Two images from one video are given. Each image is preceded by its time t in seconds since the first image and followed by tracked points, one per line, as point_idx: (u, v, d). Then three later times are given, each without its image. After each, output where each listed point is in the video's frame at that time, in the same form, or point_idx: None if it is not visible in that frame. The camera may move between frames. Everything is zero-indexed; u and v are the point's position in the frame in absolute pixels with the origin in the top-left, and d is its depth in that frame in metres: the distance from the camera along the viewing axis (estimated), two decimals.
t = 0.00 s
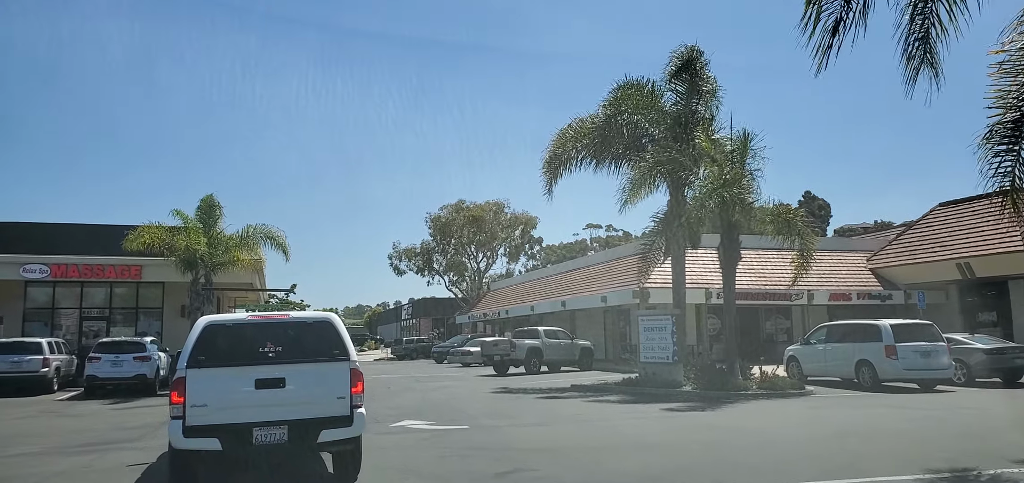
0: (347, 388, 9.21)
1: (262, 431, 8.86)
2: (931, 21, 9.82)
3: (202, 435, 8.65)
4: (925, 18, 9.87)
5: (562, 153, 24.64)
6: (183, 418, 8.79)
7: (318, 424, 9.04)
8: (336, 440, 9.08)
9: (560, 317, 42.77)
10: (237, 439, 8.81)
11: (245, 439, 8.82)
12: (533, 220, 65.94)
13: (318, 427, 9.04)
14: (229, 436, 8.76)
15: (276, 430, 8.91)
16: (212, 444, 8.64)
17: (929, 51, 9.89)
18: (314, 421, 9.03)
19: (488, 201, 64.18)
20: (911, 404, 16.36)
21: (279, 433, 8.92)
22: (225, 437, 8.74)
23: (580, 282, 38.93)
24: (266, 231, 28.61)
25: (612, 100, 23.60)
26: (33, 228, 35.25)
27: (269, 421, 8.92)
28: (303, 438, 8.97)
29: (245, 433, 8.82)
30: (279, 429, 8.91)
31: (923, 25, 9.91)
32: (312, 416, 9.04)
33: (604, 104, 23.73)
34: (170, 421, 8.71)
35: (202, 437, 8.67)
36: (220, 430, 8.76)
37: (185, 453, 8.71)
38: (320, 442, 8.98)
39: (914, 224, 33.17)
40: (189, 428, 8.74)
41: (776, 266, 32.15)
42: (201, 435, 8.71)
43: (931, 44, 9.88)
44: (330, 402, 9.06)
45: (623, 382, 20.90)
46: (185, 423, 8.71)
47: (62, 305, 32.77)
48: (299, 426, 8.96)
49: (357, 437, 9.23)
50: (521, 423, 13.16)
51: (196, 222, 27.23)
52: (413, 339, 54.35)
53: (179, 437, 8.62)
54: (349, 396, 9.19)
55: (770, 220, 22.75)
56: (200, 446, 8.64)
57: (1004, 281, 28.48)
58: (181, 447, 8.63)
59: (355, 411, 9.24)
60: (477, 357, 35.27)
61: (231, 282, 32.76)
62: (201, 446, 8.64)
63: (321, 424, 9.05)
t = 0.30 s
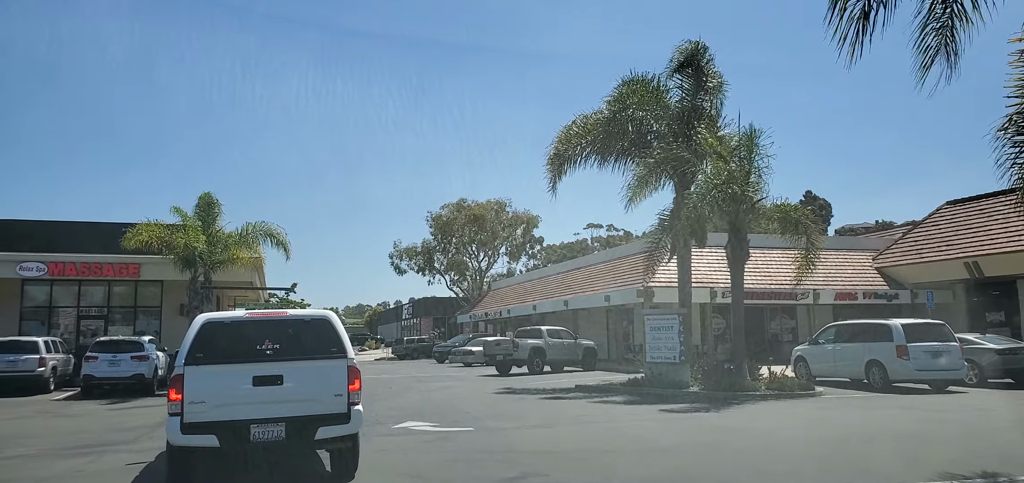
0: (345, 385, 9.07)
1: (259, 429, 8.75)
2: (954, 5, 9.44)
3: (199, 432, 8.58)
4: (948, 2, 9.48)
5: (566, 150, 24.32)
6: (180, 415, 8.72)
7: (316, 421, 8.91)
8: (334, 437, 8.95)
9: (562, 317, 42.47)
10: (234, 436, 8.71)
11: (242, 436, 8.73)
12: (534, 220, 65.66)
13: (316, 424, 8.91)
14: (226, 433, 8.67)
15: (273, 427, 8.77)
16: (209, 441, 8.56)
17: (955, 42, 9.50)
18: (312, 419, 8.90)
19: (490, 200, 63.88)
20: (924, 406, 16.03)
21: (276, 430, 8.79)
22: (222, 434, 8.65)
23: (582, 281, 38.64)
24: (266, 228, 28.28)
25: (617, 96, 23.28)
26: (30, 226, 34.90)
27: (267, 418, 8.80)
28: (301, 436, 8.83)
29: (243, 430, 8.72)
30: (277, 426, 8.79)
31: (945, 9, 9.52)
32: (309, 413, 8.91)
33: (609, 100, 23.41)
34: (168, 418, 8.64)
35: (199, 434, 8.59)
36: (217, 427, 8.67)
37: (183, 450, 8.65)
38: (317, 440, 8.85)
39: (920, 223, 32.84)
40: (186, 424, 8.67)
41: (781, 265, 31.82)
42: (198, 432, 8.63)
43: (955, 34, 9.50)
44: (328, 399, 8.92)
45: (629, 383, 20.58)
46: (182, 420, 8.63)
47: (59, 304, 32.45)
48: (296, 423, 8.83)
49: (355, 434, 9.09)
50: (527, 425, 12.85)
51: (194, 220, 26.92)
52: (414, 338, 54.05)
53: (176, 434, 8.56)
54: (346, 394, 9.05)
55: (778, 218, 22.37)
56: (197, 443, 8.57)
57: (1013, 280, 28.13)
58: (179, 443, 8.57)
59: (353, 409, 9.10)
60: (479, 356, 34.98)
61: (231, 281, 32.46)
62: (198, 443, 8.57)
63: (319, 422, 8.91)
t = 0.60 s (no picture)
0: (343, 383, 8.86)
1: (257, 426, 8.55)
2: None
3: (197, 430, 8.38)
4: None
5: (570, 146, 24.04)
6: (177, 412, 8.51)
7: (314, 419, 8.71)
8: (332, 435, 8.76)
9: (565, 316, 42.15)
10: (232, 434, 8.51)
11: (241, 434, 8.53)
12: (536, 219, 65.34)
13: (313, 422, 8.71)
14: (224, 431, 8.47)
15: (271, 425, 8.57)
16: (207, 439, 8.38)
17: (981, 31, 9.13)
18: (310, 416, 8.70)
19: (491, 199, 63.56)
20: (937, 407, 15.70)
21: (274, 428, 8.60)
22: (220, 432, 8.45)
23: (585, 280, 38.33)
24: (266, 226, 27.97)
25: (622, 92, 22.95)
26: (27, 224, 34.59)
27: (265, 415, 8.60)
28: (299, 434, 8.64)
29: (240, 427, 8.52)
30: (275, 424, 8.59)
31: None
32: (307, 411, 8.71)
33: (613, 96, 23.10)
34: (165, 415, 8.44)
35: (197, 432, 8.40)
36: (215, 424, 8.47)
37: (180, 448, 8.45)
38: (316, 438, 8.66)
39: (927, 222, 32.51)
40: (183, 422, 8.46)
41: (786, 264, 31.52)
42: (195, 429, 8.43)
43: (982, 22, 9.11)
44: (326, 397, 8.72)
45: (635, 383, 20.27)
46: (179, 418, 8.43)
47: (57, 303, 32.12)
48: (294, 421, 8.64)
49: (353, 431, 8.91)
50: (533, 426, 12.55)
51: (193, 218, 26.63)
52: (415, 338, 53.74)
53: (174, 432, 8.36)
54: (344, 392, 8.84)
55: (785, 215, 22.05)
56: (194, 441, 8.38)
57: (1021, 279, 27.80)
58: (176, 441, 8.38)
59: (351, 406, 8.91)
60: (481, 356, 34.67)
61: (231, 279, 32.16)
62: (196, 441, 8.38)
63: (317, 420, 8.71)
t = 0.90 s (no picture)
0: (341, 382, 8.55)
1: (255, 425, 8.24)
2: None
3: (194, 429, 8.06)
4: None
5: (574, 144, 23.73)
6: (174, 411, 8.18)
7: (312, 418, 8.41)
8: (331, 434, 8.47)
9: (567, 316, 41.84)
10: (229, 433, 8.20)
11: (238, 433, 8.22)
12: (537, 219, 65.00)
13: (311, 421, 8.41)
14: (222, 430, 8.16)
15: (268, 424, 8.28)
16: (204, 438, 8.06)
17: (1006, 21, 8.82)
18: (308, 415, 8.40)
19: (493, 199, 63.24)
20: (951, 410, 15.37)
21: (272, 427, 8.30)
22: (217, 430, 8.14)
23: (588, 280, 38.01)
24: (265, 225, 27.66)
25: (626, 90, 22.66)
26: (25, 223, 34.29)
27: (263, 414, 8.29)
28: (297, 433, 8.33)
29: (237, 426, 8.21)
30: (273, 423, 8.29)
31: None
32: (306, 410, 8.40)
33: (618, 94, 22.80)
34: (161, 413, 8.11)
35: (193, 431, 8.08)
36: (212, 423, 8.15)
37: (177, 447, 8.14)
38: (314, 437, 8.36)
39: (933, 221, 32.18)
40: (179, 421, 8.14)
41: (791, 264, 31.20)
42: (192, 428, 8.12)
43: (1007, 12, 8.81)
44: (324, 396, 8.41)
45: (640, 384, 19.95)
46: (176, 416, 8.11)
47: (54, 303, 31.82)
48: (293, 420, 8.33)
49: (351, 431, 8.61)
50: (540, 429, 12.23)
51: (192, 216, 26.34)
52: (416, 338, 53.44)
53: (170, 431, 8.05)
54: (343, 391, 8.54)
55: (793, 213, 21.69)
56: (191, 440, 8.06)
57: None
58: (173, 440, 8.06)
59: (350, 405, 8.61)
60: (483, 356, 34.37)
61: (231, 279, 31.86)
62: (193, 440, 8.07)
63: (315, 419, 8.41)
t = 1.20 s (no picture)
0: (339, 382, 8.28)
1: (252, 425, 7.98)
2: None
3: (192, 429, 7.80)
4: None
5: (577, 141, 23.37)
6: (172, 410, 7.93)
7: (309, 418, 8.13)
8: (328, 435, 8.19)
9: (568, 316, 41.56)
10: (227, 433, 7.93)
11: (236, 433, 7.95)
12: (538, 218, 64.68)
13: (309, 422, 8.13)
14: (219, 430, 7.89)
15: (266, 423, 8.01)
16: (201, 438, 7.80)
17: None
18: (306, 415, 8.13)
19: (493, 198, 62.94)
20: (963, 411, 15.09)
21: (270, 427, 8.03)
22: (214, 430, 7.88)
23: (590, 279, 37.74)
24: (264, 223, 27.40)
25: (629, 87, 22.37)
26: (22, 222, 34.02)
27: (260, 414, 8.02)
28: (295, 433, 8.07)
29: (235, 426, 7.94)
30: (271, 423, 8.02)
31: None
32: (303, 410, 8.13)
33: (620, 92, 22.51)
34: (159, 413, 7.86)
35: (191, 431, 7.83)
36: (209, 424, 7.89)
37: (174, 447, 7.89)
38: (312, 437, 8.09)
39: (939, 220, 31.90)
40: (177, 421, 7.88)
41: (796, 263, 30.92)
42: (189, 428, 7.85)
43: None
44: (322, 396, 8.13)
45: (645, 385, 19.68)
46: (173, 416, 7.85)
47: (50, 302, 31.54)
48: (291, 420, 8.06)
49: (349, 431, 8.34)
50: (546, 431, 11.95)
51: (190, 215, 26.07)
52: (417, 338, 53.17)
53: (167, 431, 7.79)
54: (341, 391, 8.26)
55: (800, 212, 21.38)
56: (188, 440, 7.80)
57: None
58: (170, 440, 7.80)
59: (348, 405, 8.33)
60: (485, 357, 34.10)
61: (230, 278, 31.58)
62: (190, 440, 7.81)
63: (312, 419, 8.14)
